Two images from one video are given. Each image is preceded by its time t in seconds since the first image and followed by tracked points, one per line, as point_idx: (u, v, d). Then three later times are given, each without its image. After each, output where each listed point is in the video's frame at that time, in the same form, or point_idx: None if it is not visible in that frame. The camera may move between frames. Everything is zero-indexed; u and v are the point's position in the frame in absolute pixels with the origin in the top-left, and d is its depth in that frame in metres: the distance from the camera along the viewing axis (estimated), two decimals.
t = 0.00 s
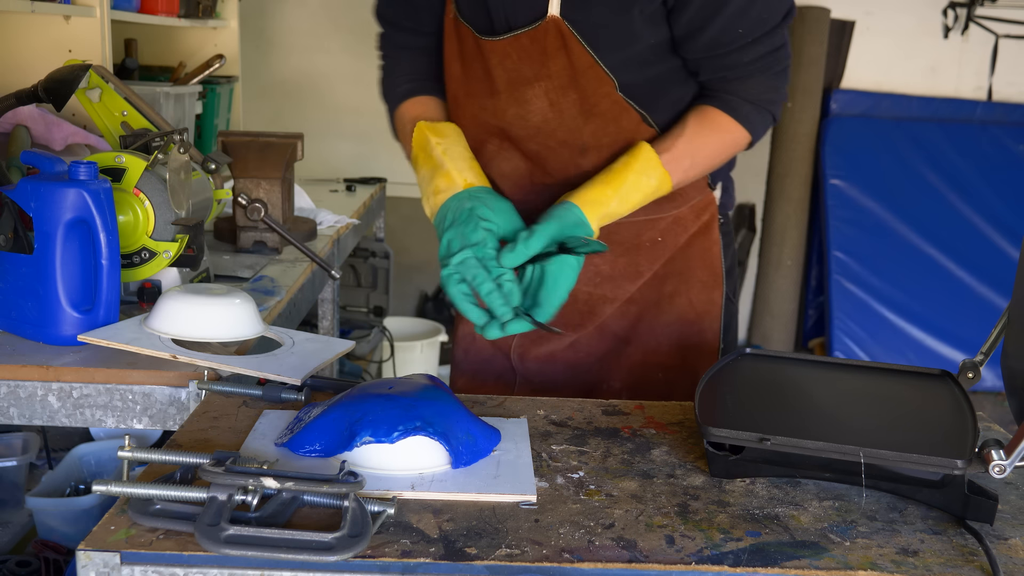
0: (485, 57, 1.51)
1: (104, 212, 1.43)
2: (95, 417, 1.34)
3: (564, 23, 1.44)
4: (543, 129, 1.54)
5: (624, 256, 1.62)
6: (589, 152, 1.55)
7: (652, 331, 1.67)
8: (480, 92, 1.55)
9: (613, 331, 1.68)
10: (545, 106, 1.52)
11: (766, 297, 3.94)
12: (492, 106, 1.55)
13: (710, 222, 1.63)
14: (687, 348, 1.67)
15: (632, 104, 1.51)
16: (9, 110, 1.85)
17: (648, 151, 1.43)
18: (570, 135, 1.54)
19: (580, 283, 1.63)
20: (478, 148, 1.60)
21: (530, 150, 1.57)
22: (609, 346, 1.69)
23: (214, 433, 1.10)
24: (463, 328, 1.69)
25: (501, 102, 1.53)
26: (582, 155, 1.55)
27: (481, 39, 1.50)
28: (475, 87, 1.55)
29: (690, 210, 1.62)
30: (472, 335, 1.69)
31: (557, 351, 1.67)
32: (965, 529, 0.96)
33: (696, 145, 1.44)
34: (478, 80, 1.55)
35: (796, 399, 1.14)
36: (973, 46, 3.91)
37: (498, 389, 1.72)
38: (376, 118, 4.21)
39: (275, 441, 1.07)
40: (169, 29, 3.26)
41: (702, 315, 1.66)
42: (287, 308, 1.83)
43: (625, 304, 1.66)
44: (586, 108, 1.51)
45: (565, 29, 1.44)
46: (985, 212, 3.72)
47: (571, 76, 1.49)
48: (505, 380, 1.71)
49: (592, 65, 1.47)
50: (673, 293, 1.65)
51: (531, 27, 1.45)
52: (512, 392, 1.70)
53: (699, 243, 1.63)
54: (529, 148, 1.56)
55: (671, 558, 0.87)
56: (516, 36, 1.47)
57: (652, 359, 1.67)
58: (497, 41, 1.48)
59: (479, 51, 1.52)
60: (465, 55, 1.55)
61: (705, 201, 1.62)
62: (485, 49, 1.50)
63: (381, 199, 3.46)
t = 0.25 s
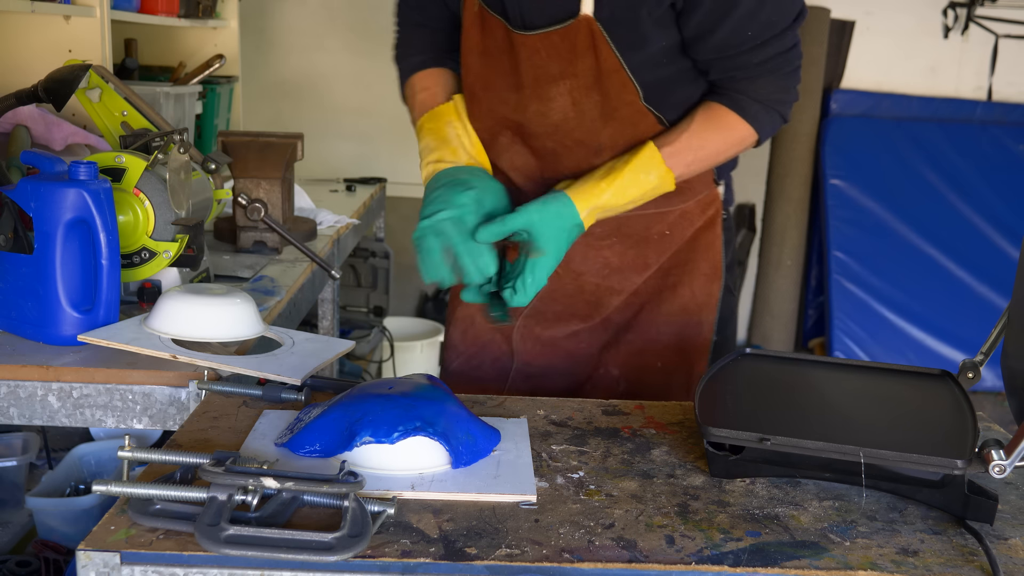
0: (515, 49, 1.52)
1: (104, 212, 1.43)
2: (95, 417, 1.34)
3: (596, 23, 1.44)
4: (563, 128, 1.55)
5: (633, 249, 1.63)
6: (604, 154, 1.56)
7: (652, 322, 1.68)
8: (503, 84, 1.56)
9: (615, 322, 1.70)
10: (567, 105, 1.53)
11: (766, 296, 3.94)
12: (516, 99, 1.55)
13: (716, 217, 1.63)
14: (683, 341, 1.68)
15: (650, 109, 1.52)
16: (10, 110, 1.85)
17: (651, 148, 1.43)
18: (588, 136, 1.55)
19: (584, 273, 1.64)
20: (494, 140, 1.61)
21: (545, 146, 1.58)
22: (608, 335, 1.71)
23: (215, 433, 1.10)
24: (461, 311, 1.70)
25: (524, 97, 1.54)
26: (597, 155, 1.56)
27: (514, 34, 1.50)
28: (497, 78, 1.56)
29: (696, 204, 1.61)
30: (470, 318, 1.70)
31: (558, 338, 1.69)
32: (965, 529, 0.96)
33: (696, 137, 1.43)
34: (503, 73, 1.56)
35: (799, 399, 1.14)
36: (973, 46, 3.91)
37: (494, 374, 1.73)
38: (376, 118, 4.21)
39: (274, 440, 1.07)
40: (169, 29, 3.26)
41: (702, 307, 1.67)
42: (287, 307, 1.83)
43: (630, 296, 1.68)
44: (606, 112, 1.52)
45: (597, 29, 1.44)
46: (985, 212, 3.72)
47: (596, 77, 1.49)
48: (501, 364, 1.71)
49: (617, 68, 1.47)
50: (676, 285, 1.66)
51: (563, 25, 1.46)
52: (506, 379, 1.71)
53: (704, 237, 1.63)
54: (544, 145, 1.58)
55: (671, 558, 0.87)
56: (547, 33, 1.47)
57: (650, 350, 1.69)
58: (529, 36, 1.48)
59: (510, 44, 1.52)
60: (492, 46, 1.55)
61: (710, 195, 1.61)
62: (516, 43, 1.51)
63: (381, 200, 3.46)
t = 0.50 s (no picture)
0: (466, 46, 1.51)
1: (104, 212, 1.43)
2: (95, 417, 1.34)
3: (545, 13, 1.44)
4: (521, 120, 1.55)
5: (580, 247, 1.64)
6: (564, 142, 1.57)
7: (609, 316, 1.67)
8: (457, 83, 1.56)
9: (570, 318, 1.67)
10: (524, 96, 1.53)
11: (766, 297, 3.94)
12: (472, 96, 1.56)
13: (660, 211, 1.62)
14: (642, 333, 1.67)
15: (606, 96, 1.53)
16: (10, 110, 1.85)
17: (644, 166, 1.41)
18: (545, 126, 1.56)
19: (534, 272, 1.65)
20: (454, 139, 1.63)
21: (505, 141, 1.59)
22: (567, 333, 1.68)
23: (215, 433, 1.10)
24: (420, 323, 1.74)
25: (480, 93, 1.54)
26: (556, 144, 1.58)
27: (464, 30, 1.49)
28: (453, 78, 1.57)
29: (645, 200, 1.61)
30: (430, 329, 1.74)
31: (518, 341, 1.69)
32: (965, 529, 0.96)
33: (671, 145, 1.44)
34: (457, 71, 1.56)
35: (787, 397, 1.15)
36: (973, 46, 3.91)
37: (465, 382, 1.77)
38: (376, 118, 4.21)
39: (274, 441, 1.07)
40: (169, 29, 3.26)
41: (657, 297, 1.66)
42: (287, 307, 1.83)
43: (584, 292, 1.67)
44: (563, 100, 1.53)
45: (547, 19, 1.45)
46: (985, 212, 3.72)
47: (550, 66, 1.50)
48: (471, 370, 1.75)
49: (571, 55, 1.48)
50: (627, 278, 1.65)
51: (513, 18, 1.45)
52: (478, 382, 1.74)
53: (651, 230, 1.62)
54: (502, 141, 1.59)
55: (671, 558, 0.87)
56: (499, 26, 1.46)
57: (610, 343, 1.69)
58: (480, 31, 1.47)
59: (461, 41, 1.51)
60: (444, 46, 1.54)
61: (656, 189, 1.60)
62: (467, 40, 1.50)
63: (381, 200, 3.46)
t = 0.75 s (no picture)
0: (420, 35, 1.45)
1: (104, 212, 1.43)
2: (95, 417, 1.34)
3: (501, 8, 1.39)
4: (474, 114, 1.50)
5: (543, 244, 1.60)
6: (515, 140, 1.51)
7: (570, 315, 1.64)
8: (410, 73, 1.50)
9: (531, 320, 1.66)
10: (477, 90, 1.47)
11: (766, 297, 3.93)
12: (424, 88, 1.50)
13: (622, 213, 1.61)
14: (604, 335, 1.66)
15: (558, 99, 1.46)
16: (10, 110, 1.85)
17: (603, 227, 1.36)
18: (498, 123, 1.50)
19: (495, 268, 1.62)
20: (408, 130, 1.57)
21: (458, 136, 1.54)
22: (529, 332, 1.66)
23: (214, 433, 1.10)
24: (386, 321, 1.73)
25: (433, 82, 1.49)
26: (509, 142, 1.52)
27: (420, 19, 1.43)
28: (406, 69, 1.50)
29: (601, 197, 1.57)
30: (395, 328, 1.72)
31: (478, 339, 1.67)
32: (965, 529, 0.96)
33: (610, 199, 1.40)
34: (410, 62, 1.49)
35: (779, 401, 1.14)
36: (973, 46, 3.91)
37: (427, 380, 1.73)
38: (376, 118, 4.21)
39: (274, 441, 1.07)
40: (170, 29, 3.26)
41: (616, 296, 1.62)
42: (287, 307, 1.83)
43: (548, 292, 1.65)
44: (515, 98, 1.47)
45: (503, 14, 1.39)
46: (985, 212, 3.72)
47: (504, 62, 1.44)
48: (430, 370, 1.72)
49: (523, 53, 1.41)
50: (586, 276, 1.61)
51: (471, 9, 1.40)
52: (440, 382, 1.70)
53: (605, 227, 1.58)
54: (458, 133, 1.53)
55: (671, 558, 0.87)
56: (454, 16, 1.41)
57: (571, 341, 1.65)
58: (437, 20, 1.42)
59: (415, 29, 1.46)
60: (398, 35, 1.48)
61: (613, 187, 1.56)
62: (421, 27, 1.44)
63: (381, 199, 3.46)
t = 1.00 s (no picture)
0: (387, 48, 1.50)
1: (105, 212, 1.43)
2: (95, 417, 1.34)
3: (461, 5, 1.42)
4: (452, 113, 1.53)
5: (534, 234, 1.60)
6: (497, 130, 1.53)
7: (569, 307, 1.65)
8: (384, 85, 1.54)
9: (531, 310, 1.66)
10: (452, 88, 1.51)
11: (766, 296, 3.93)
12: (399, 98, 1.54)
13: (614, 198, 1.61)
14: (603, 322, 1.66)
15: (531, 80, 1.48)
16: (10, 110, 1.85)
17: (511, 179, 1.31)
18: (477, 118, 1.52)
19: (491, 262, 1.61)
20: (388, 138, 1.60)
21: (440, 135, 1.56)
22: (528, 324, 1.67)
23: (214, 433, 1.10)
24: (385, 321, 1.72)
25: (407, 92, 1.53)
26: (492, 133, 1.53)
27: (383, 31, 1.48)
28: (379, 81, 1.54)
29: (594, 186, 1.58)
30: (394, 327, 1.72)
31: (478, 335, 1.66)
32: (965, 529, 0.96)
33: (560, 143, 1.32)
34: (381, 73, 1.53)
35: (778, 400, 1.14)
36: (973, 46, 3.91)
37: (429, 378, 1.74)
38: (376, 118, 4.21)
39: (275, 441, 1.07)
40: (170, 29, 3.26)
41: (614, 285, 1.64)
42: (287, 307, 1.83)
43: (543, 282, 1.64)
44: (490, 88, 1.49)
45: (464, 10, 1.42)
46: (985, 211, 3.72)
47: (473, 55, 1.47)
48: (433, 367, 1.71)
49: (492, 44, 1.44)
50: (585, 268, 1.63)
51: (431, 13, 1.44)
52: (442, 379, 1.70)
53: (606, 218, 1.61)
54: (438, 135, 1.56)
55: (671, 558, 0.87)
56: (416, 22, 1.45)
57: (572, 332, 1.66)
58: (399, 31, 1.46)
59: (382, 44, 1.50)
60: (367, 49, 1.53)
61: (606, 176, 1.59)
62: (387, 42, 1.49)
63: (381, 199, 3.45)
